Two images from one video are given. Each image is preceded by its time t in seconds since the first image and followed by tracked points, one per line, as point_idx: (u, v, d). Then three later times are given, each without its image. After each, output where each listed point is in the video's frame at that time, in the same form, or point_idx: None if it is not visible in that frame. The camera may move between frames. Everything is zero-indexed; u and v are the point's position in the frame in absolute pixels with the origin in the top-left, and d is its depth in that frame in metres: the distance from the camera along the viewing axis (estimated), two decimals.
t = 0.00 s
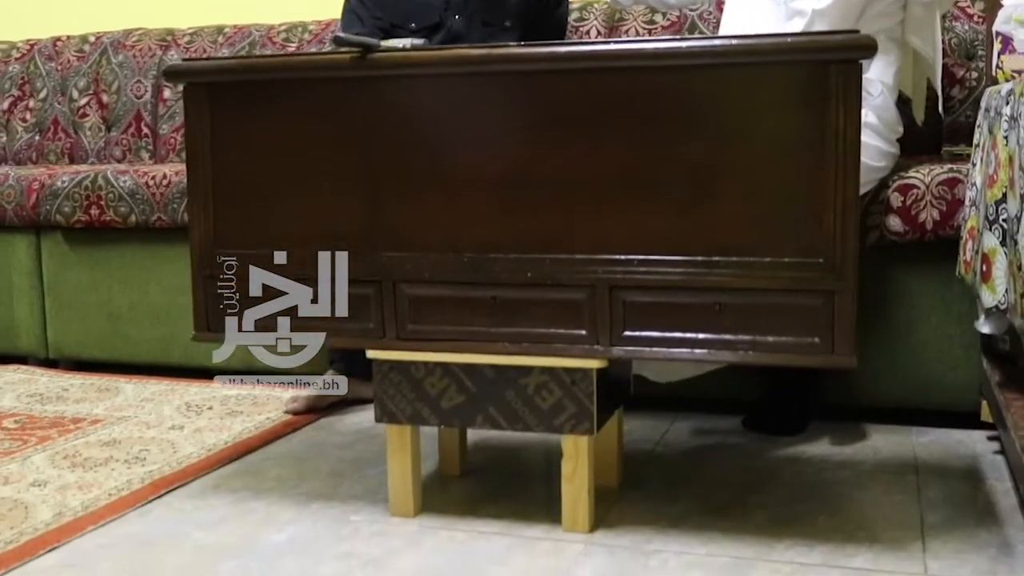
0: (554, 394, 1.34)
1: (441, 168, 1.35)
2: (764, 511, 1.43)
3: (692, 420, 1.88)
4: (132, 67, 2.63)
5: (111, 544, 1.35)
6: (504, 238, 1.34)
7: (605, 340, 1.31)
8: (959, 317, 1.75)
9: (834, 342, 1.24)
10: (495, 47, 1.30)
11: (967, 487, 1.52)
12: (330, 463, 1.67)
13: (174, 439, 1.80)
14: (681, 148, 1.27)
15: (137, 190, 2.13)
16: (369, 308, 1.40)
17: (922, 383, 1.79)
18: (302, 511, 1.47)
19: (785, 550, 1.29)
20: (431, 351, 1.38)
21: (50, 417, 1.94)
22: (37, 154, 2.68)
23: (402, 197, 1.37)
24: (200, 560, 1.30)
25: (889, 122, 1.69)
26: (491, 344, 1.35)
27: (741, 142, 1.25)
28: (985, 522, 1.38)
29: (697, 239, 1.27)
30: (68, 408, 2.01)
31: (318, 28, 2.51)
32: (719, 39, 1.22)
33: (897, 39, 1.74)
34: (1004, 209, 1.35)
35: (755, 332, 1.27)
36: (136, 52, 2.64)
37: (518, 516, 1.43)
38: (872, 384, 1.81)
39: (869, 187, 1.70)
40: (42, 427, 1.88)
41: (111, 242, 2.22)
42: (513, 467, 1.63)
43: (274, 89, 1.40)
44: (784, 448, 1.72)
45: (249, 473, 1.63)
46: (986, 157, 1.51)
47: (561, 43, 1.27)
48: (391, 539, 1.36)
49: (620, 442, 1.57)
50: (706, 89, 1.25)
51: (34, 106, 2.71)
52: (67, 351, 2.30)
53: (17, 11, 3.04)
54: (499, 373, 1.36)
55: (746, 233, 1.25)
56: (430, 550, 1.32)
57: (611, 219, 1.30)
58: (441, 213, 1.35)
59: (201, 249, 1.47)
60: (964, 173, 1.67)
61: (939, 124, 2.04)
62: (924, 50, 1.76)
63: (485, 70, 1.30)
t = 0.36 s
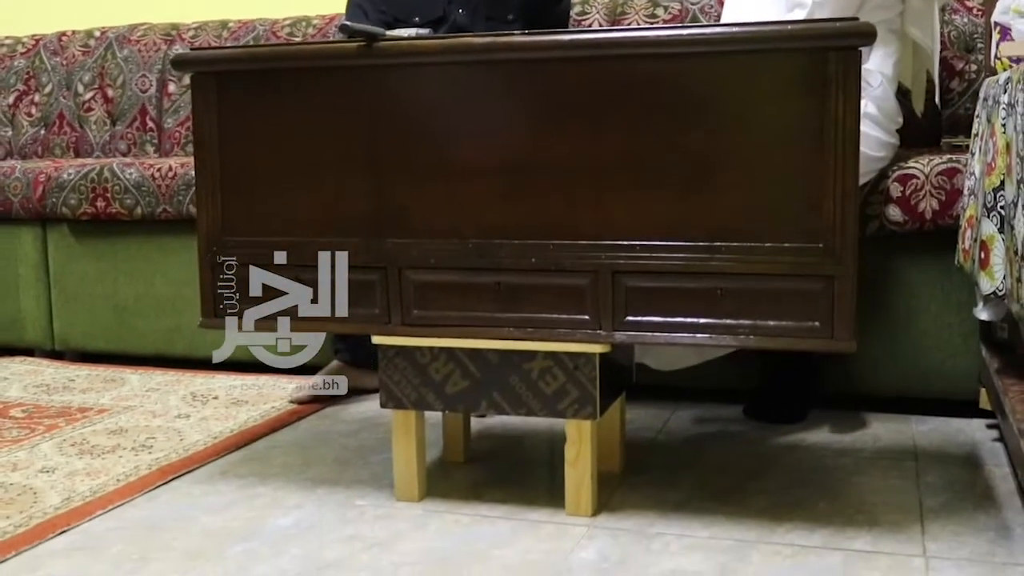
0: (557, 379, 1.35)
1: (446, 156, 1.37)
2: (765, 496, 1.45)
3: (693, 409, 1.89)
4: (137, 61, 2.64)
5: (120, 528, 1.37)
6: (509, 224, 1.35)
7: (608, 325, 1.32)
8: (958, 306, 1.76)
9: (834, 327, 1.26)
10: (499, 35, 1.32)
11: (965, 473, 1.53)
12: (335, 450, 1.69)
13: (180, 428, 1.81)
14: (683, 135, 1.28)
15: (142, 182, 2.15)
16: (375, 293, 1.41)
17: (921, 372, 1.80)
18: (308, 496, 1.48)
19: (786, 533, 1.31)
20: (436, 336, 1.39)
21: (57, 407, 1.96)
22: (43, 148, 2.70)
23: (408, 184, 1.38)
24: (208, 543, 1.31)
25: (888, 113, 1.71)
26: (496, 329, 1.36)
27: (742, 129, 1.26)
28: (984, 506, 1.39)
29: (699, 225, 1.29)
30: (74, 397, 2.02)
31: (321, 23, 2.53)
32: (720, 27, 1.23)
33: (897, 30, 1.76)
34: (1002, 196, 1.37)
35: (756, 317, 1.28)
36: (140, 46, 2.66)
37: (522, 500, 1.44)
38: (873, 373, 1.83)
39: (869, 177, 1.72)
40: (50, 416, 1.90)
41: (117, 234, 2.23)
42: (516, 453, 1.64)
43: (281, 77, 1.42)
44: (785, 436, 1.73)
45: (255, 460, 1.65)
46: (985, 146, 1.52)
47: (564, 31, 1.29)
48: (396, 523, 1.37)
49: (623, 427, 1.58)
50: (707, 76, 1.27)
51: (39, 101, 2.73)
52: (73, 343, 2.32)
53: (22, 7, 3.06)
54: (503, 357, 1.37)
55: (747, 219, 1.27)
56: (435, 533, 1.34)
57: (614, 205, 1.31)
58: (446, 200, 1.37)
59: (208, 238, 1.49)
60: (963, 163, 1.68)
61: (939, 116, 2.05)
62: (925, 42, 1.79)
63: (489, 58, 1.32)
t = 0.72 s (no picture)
0: (559, 376, 1.36)
1: (447, 153, 1.37)
2: (765, 493, 1.45)
3: (694, 407, 1.90)
4: (139, 59, 2.65)
5: (122, 525, 1.38)
6: (509, 221, 1.35)
7: (609, 322, 1.33)
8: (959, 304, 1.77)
9: (834, 325, 1.26)
10: (500, 33, 1.32)
11: (965, 470, 1.53)
12: (337, 448, 1.69)
13: (182, 425, 1.82)
14: (683, 132, 1.28)
15: (145, 180, 2.16)
16: (377, 290, 1.41)
17: (921, 369, 1.81)
18: (309, 493, 1.49)
19: (785, 529, 1.31)
20: (437, 334, 1.39)
21: (59, 404, 1.96)
22: (45, 146, 2.71)
23: (408, 182, 1.38)
24: (210, 539, 1.32)
25: (888, 111, 1.72)
26: (496, 327, 1.37)
27: (743, 126, 1.26)
28: (983, 503, 1.40)
29: (700, 223, 1.29)
30: (76, 395, 2.03)
31: (323, 22, 2.54)
32: (720, 25, 1.24)
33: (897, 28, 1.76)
34: (1002, 194, 1.37)
35: (756, 314, 1.28)
36: (142, 44, 2.66)
37: (523, 497, 1.45)
38: (873, 371, 1.83)
39: (868, 175, 1.72)
40: (52, 413, 1.90)
41: (119, 232, 2.24)
42: (517, 450, 1.65)
43: (282, 75, 1.42)
44: (785, 433, 1.74)
45: (256, 457, 1.65)
46: (985, 144, 1.53)
47: (565, 29, 1.29)
48: (397, 519, 1.38)
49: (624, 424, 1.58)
50: (708, 74, 1.27)
51: (41, 99, 2.73)
52: (75, 340, 2.33)
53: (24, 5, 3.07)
54: (504, 355, 1.38)
55: (748, 216, 1.27)
56: (436, 530, 1.34)
57: (615, 203, 1.31)
58: (447, 197, 1.37)
59: (210, 236, 1.49)
60: (963, 161, 1.70)
61: (940, 115, 2.06)
62: (927, 41, 1.79)
63: (490, 56, 1.32)
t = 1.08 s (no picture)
0: (560, 384, 1.35)
1: (447, 159, 1.36)
2: (767, 501, 1.45)
3: (695, 412, 1.89)
4: (140, 62, 2.64)
5: (122, 533, 1.37)
6: (510, 229, 1.35)
7: (610, 330, 1.32)
8: (961, 310, 1.76)
9: (836, 333, 1.26)
10: (501, 40, 1.31)
11: (968, 477, 1.53)
12: (337, 454, 1.69)
13: (183, 431, 1.81)
14: (684, 139, 1.28)
15: (145, 185, 2.15)
16: (376, 298, 1.41)
17: (924, 376, 1.80)
18: (310, 500, 1.48)
19: (787, 538, 1.31)
20: (436, 341, 1.39)
21: (59, 410, 1.96)
22: (45, 149, 2.70)
23: (408, 188, 1.38)
24: (210, 548, 1.32)
25: (890, 116, 1.72)
26: (496, 334, 1.36)
27: (744, 133, 1.26)
28: (986, 510, 1.39)
29: (701, 229, 1.28)
30: (77, 401, 2.02)
31: (324, 24, 2.53)
32: (721, 32, 1.23)
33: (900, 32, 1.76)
34: (1005, 200, 1.37)
35: (757, 322, 1.28)
36: (143, 47, 2.66)
37: (524, 505, 1.45)
38: (875, 376, 1.83)
39: (869, 180, 1.72)
40: (52, 419, 1.90)
41: (119, 237, 2.23)
42: (518, 457, 1.64)
43: (282, 81, 1.42)
44: (787, 439, 1.73)
45: (257, 463, 1.65)
46: (987, 149, 1.52)
47: (565, 35, 1.28)
48: (398, 527, 1.37)
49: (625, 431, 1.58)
50: (709, 81, 1.26)
51: (41, 102, 2.73)
52: (75, 345, 2.32)
53: (24, 7, 3.06)
54: (504, 362, 1.37)
55: (749, 224, 1.27)
56: (437, 538, 1.34)
57: (615, 210, 1.31)
58: (447, 204, 1.37)
59: (211, 242, 1.48)
60: (965, 166, 1.70)
61: (941, 118, 2.06)
62: (928, 45, 1.78)
63: (490, 63, 1.32)
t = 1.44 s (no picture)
0: (551, 408, 1.34)
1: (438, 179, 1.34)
2: (762, 524, 1.43)
3: (691, 428, 1.87)
4: (133, 70, 2.62)
5: (109, 558, 1.35)
6: (502, 250, 1.33)
7: (603, 353, 1.30)
8: (960, 326, 1.74)
9: (831, 357, 1.24)
10: (492, 59, 1.29)
11: (966, 498, 1.51)
12: (329, 473, 1.67)
13: (174, 448, 1.80)
14: (678, 160, 1.26)
15: (137, 197, 2.14)
16: (367, 320, 1.39)
17: (922, 393, 1.78)
18: (300, 523, 1.47)
19: (782, 565, 1.29)
20: (427, 364, 1.37)
21: (50, 426, 1.94)
22: (39, 158, 2.68)
23: (399, 208, 1.36)
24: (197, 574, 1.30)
25: (889, 130, 1.69)
26: (488, 357, 1.34)
27: (740, 155, 1.24)
28: (984, 535, 1.37)
29: (695, 252, 1.26)
30: (68, 416, 2.01)
31: (318, 32, 2.51)
32: (716, 52, 1.21)
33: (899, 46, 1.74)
34: (1003, 221, 1.35)
35: (752, 346, 1.26)
36: (137, 55, 2.63)
37: (516, 528, 1.43)
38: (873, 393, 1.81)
39: (868, 195, 1.70)
40: (43, 435, 1.88)
41: (112, 249, 2.21)
42: (511, 477, 1.62)
43: (271, 99, 1.40)
44: (784, 457, 1.71)
45: (247, 483, 1.63)
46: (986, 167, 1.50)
47: (557, 55, 1.26)
48: (388, 552, 1.36)
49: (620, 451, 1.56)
50: (704, 101, 1.24)
51: (35, 110, 2.71)
52: (68, 357, 2.31)
53: (18, 14, 3.04)
54: (495, 385, 1.35)
55: (744, 246, 1.25)
56: (428, 563, 1.32)
57: (609, 232, 1.29)
58: (438, 225, 1.35)
59: (199, 261, 1.46)
60: (964, 181, 1.68)
61: (941, 130, 2.04)
62: (927, 58, 1.77)
63: (481, 82, 1.29)
